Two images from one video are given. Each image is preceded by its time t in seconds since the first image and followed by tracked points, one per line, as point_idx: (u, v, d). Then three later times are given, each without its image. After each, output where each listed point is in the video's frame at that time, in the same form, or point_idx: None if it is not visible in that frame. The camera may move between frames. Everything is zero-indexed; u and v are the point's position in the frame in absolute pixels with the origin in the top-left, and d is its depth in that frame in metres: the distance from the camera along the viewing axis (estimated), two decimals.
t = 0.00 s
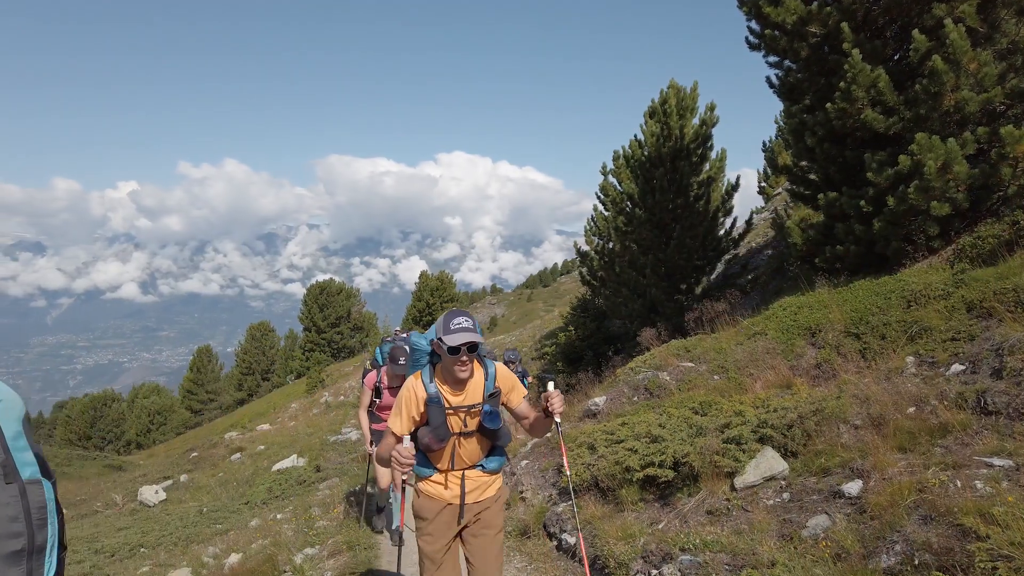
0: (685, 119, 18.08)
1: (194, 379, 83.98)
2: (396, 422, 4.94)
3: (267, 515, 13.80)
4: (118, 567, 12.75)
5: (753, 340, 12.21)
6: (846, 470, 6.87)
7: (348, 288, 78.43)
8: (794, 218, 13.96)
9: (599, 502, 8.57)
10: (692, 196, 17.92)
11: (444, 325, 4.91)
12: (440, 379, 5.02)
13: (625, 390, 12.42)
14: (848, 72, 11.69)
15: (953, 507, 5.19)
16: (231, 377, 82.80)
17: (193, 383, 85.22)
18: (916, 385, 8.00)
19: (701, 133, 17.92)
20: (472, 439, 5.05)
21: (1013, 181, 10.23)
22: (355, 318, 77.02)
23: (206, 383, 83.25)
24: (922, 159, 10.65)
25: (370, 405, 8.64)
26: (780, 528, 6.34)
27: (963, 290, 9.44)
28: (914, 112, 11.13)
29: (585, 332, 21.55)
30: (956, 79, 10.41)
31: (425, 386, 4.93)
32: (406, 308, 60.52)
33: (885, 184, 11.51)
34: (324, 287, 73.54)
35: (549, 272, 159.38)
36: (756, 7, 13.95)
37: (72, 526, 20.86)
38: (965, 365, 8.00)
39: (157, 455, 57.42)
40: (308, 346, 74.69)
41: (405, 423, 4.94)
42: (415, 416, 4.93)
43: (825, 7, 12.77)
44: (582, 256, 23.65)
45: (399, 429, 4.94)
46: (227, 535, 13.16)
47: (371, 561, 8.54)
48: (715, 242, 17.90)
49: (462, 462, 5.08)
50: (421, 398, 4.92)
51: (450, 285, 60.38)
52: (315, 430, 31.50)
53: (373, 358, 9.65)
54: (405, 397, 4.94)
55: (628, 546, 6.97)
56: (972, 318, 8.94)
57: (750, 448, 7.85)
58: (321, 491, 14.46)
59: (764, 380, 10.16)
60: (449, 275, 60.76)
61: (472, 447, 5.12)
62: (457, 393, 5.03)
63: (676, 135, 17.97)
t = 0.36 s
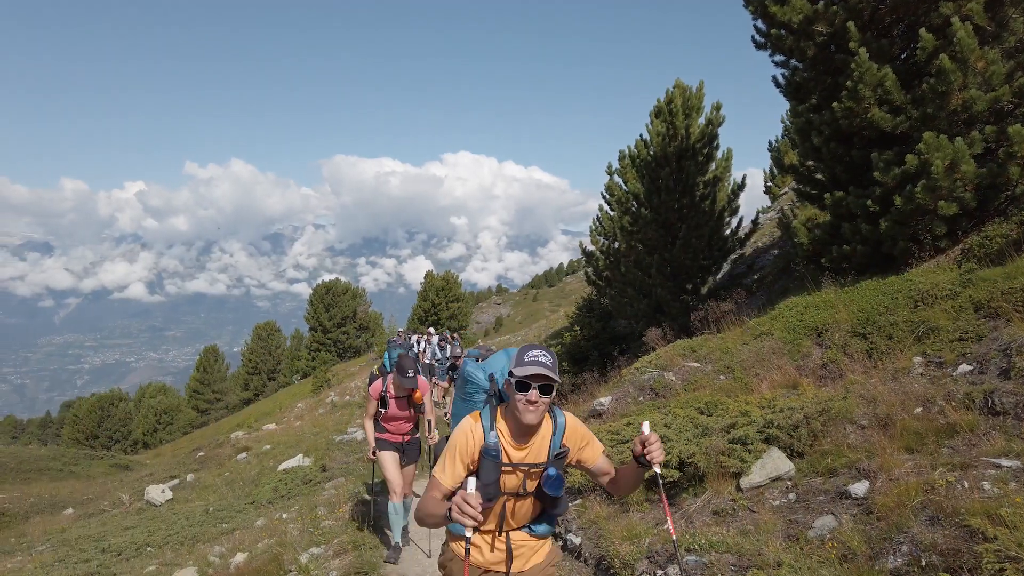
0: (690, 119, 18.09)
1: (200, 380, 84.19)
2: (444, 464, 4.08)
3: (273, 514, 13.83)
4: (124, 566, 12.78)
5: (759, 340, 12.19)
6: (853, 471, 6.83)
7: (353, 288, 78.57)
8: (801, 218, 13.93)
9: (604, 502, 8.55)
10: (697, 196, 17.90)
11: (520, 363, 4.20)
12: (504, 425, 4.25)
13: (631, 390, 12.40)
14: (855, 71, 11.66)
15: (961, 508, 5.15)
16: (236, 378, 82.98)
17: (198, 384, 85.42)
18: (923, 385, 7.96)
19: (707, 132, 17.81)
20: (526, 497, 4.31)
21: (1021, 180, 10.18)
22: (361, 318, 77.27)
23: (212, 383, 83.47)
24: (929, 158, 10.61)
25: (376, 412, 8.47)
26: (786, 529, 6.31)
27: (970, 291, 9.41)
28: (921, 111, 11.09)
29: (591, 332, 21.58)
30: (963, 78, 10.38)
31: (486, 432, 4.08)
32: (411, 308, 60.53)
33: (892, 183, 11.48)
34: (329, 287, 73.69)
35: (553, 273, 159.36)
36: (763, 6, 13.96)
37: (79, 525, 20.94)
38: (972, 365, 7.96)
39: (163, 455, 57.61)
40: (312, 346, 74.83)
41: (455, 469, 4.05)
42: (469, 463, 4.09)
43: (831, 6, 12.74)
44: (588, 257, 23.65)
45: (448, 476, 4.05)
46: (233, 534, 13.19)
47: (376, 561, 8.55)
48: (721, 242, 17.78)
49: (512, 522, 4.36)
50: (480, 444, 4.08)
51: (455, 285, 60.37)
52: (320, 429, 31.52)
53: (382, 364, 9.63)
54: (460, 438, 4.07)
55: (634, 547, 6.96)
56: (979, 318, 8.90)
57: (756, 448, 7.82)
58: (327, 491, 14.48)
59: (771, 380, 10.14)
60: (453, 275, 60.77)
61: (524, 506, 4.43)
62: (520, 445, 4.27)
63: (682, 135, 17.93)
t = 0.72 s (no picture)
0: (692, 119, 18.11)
1: (201, 380, 84.24)
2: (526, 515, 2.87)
3: (275, 514, 13.85)
4: (125, 566, 12.80)
5: (760, 341, 12.19)
6: (854, 472, 6.83)
7: (354, 288, 78.65)
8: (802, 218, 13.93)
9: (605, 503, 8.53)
10: (698, 197, 17.90)
11: (647, 398, 2.91)
12: (612, 470, 3.00)
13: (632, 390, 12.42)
14: (856, 71, 11.67)
15: (962, 508, 5.15)
16: (237, 378, 83.03)
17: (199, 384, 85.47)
18: (925, 386, 7.95)
19: (709, 132, 17.80)
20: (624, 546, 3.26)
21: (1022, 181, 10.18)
22: (362, 318, 77.34)
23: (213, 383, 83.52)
24: (930, 159, 10.62)
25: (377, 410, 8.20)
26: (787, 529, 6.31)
27: (971, 291, 9.41)
28: (922, 112, 11.09)
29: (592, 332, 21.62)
30: (964, 79, 10.39)
31: (592, 482, 2.87)
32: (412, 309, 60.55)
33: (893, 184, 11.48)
34: (331, 288, 73.79)
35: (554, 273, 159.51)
36: (764, 7, 13.98)
37: (82, 525, 20.98)
38: (973, 366, 7.96)
39: (165, 455, 57.71)
40: (313, 347, 74.85)
41: (544, 527, 2.83)
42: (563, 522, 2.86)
43: (833, 7, 12.76)
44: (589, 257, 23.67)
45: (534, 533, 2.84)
46: (234, 535, 13.20)
47: (377, 561, 8.56)
48: (722, 242, 17.76)
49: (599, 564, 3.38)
50: (580, 499, 2.87)
51: (456, 286, 60.38)
52: (322, 430, 31.55)
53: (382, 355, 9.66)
54: (551, 482, 2.83)
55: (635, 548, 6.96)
56: (980, 318, 8.90)
57: (756, 449, 7.83)
58: (328, 491, 14.50)
59: (772, 380, 10.15)
60: (455, 275, 60.79)
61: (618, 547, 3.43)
62: (633, 496, 3.05)
63: (683, 135, 17.92)
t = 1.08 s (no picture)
0: (692, 119, 18.12)
1: (201, 380, 84.29)
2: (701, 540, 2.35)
3: (275, 514, 13.87)
4: (126, 567, 12.81)
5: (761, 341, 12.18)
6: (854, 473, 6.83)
7: (354, 288, 78.67)
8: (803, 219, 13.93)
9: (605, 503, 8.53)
10: (699, 197, 17.91)
11: (894, 417, 2.28)
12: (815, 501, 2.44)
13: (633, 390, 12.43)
14: (856, 72, 11.66)
15: (963, 509, 5.15)
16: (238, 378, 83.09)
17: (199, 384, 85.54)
18: (925, 386, 7.95)
19: (709, 132, 17.80)
20: None
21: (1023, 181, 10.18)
22: (362, 318, 77.37)
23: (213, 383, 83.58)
24: (931, 159, 10.61)
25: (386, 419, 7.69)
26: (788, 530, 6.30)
27: (972, 291, 9.41)
28: (923, 112, 11.09)
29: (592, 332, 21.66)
30: (965, 79, 10.39)
31: (787, 528, 2.31)
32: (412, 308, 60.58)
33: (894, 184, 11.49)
34: (331, 287, 73.82)
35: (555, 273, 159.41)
36: (764, 7, 13.97)
37: (82, 525, 21.00)
38: (974, 367, 7.96)
39: (165, 455, 57.78)
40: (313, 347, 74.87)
41: (698, 559, 2.38)
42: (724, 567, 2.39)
43: (833, 7, 12.76)
44: (589, 257, 23.66)
45: (681, 559, 2.42)
46: (234, 535, 13.21)
47: (377, 562, 8.56)
48: (722, 242, 17.76)
49: None
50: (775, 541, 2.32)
51: (457, 285, 60.37)
52: (322, 430, 31.57)
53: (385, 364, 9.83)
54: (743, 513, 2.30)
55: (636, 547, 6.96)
56: (980, 318, 8.91)
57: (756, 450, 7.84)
58: (329, 491, 14.52)
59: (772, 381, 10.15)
60: (455, 275, 60.80)
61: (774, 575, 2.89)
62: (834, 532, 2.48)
63: (683, 135, 17.91)
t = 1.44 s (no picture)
0: (692, 119, 18.13)
1: (202, 380, 84.26)
2: None
3: (276, 514, 13.86)
4: (126, 567, 12.80)
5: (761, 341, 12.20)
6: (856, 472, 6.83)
7: (355, 288, 78.67)
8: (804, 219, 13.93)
9: (606, 503, 8.54)
10: (700, 197, 17.91)
11: None
12: None
13: (633, 390, 12.43)
14: (857, 71, 11.65)
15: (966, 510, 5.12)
16: (238, 378, 83.07)
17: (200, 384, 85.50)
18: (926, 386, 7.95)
19: (710, 132, 17.81)
20: None
21: None
22: (363, 317, 77.52)
23: (214, 383, 83.59)
24: (932, 159, 10.60)
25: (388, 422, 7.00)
26: (789, 529, 6.30)
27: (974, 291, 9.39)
28: (924, 112, 11.08)
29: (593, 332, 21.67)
30: (966, 79, 10.38)
31: None
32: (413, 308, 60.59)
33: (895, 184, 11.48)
34: (331, 287, 73.83)
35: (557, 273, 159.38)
36: (765, 7, 13.96)
37: (82, 525, 20.99)
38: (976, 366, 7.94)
39: (166, 455, 57.75)
40: (314, 347, 74.85)
41: None
42: None
43: (834, 7, 12.76)
44: (590, 256, 23.63)
45: (1006, 434, 1.51)
46: (235, 535, 13.20)
47: (378, 562, 8.58)
48: (723, 242, 17.75)
49: None
50: None
51: (457, 285, 60.31)
52: (324, 429, 31.55)
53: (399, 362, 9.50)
54: None
55: (636, 547, 6.95)
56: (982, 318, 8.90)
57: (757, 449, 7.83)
58: (329, 492, 14.50)
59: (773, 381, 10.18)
60: (455, 275, 60.76)
61: None
62: None
63: (684, 135, 17.94)
